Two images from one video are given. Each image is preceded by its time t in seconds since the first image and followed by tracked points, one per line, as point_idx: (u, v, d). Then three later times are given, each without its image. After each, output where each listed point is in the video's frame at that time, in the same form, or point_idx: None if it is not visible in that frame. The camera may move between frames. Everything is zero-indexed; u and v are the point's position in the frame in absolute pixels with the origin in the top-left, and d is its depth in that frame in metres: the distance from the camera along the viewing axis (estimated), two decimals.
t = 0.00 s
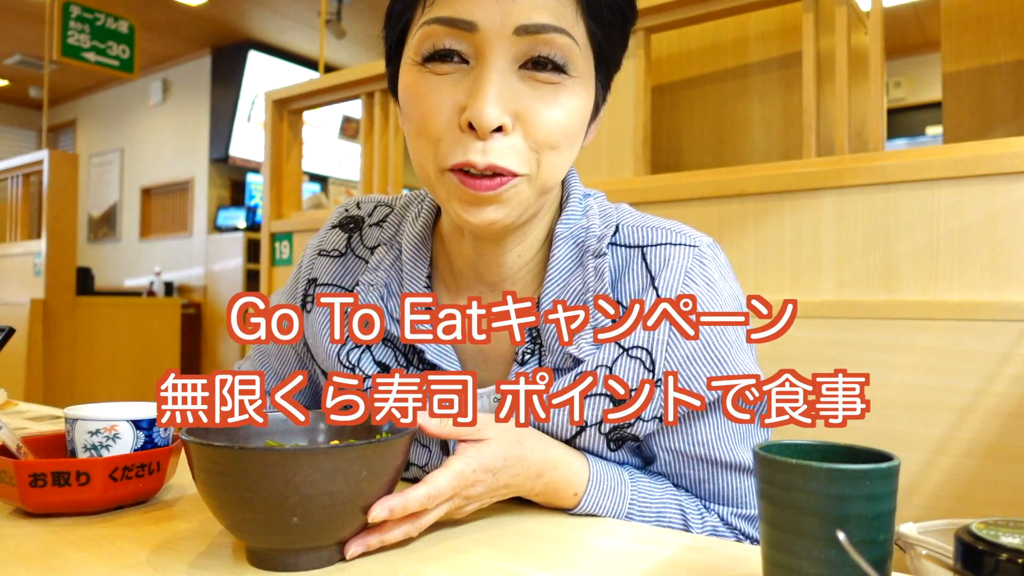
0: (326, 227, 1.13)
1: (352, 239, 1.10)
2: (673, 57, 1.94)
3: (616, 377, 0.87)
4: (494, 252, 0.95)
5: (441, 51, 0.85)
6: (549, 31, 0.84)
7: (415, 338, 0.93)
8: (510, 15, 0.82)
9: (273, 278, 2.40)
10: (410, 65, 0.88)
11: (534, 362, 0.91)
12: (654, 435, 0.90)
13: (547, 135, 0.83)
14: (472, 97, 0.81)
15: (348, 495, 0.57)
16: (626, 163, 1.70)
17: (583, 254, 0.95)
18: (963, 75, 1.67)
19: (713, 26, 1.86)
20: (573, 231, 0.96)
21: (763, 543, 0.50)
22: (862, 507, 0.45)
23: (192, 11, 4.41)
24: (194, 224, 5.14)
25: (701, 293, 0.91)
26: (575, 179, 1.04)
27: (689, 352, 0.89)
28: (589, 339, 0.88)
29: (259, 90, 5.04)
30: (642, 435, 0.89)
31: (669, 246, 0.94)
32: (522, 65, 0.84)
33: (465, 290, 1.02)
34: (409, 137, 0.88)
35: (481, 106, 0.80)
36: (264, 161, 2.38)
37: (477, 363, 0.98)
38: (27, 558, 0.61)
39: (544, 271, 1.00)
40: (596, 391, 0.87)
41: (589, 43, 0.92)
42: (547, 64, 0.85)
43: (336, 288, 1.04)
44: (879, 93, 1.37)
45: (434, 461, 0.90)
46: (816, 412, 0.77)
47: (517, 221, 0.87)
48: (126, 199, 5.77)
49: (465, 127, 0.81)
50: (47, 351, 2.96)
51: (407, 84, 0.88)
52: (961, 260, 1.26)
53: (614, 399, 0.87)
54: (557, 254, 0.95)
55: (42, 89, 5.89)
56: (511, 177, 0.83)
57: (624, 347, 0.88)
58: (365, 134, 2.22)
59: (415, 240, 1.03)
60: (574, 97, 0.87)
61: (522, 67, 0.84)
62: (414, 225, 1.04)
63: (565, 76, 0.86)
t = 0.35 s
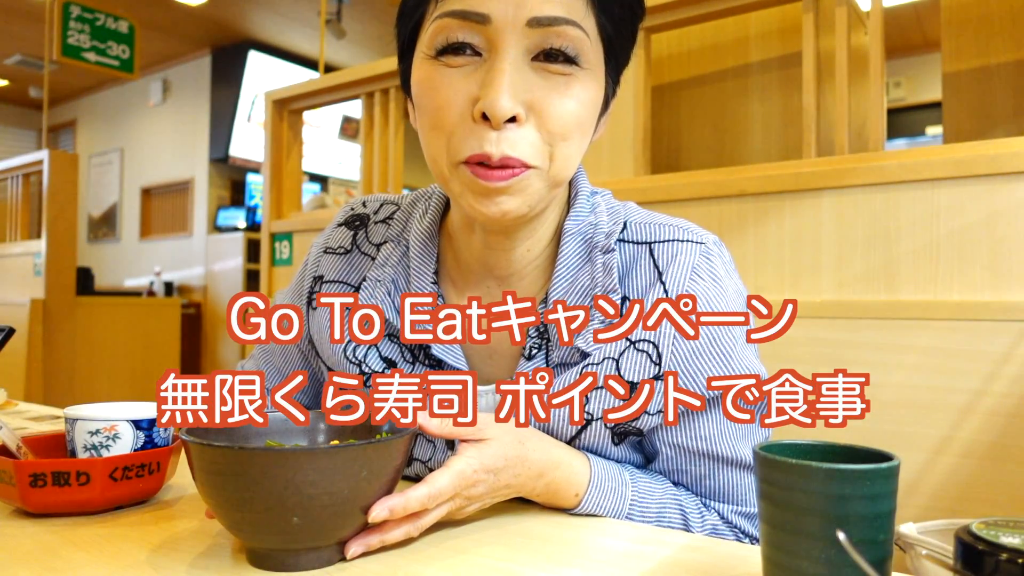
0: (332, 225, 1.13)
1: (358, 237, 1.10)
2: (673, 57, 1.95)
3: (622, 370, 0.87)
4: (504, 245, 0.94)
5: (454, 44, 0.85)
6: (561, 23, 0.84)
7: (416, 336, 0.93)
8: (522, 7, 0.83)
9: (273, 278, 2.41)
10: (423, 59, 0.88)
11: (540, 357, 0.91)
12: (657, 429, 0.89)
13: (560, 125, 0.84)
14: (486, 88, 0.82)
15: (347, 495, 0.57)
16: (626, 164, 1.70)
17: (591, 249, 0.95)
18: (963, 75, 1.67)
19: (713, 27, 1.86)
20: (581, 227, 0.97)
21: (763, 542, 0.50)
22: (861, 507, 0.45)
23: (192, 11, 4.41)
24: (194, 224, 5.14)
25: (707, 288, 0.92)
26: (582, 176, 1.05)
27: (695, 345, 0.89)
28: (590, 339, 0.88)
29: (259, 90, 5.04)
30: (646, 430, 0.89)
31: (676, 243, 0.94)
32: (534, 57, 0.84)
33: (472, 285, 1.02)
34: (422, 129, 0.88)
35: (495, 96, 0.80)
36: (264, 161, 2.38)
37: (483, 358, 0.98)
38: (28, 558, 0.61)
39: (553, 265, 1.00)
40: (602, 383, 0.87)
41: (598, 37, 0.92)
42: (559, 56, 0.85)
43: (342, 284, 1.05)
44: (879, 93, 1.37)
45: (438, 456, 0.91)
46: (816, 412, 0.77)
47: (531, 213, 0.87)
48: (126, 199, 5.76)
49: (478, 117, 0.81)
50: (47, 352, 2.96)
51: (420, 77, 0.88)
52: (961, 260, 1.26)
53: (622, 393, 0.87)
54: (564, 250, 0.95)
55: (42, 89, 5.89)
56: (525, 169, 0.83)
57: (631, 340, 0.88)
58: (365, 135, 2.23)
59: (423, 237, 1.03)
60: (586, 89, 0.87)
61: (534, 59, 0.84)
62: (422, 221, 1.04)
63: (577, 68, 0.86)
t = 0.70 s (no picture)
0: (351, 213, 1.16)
1: (375, 223, 1.12)
2: (672, 57, 1.95)
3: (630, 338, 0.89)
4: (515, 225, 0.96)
5: (459, 39, 0.88)
6: (558, 16, 0.86)
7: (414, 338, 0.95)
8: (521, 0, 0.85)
9: (273, 278, 2.41)
10: (431, 56, 0.91)
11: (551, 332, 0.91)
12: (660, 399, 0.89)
13: (563, 111, 0.87)
14: (490, 80, 0.84)
15: (344, 497, 0.57)
16: (626, 164, 1.70)
17: (600, 228, 0.97)
18: (963, 75, 1.67)
19: (713, 27, 1.86)
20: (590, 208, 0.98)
21: (762, 542, 0.50)
22: (862, 507, 0.45)
23: (192, 11, 4.40)
24: (194, 223, 5.14)
25: (711, 264, 0.93)
26: (590, 160, 1.07)
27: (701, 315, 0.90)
28: (589, 340, 0.89)
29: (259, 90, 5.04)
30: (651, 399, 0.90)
31: (682, 223, 0.95)
32: (534, 48, 0.86)
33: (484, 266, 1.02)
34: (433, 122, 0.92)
35: (499, 86, 0.83)
36: (264, 161, 2.38)
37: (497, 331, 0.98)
38: (27, 558, 0.61)
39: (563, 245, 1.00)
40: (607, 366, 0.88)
41: (596, 26, 0.93)
42: (560, 46, 0.87)
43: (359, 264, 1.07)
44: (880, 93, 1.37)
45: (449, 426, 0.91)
46: (816, 412, 0.77)
47: (539, 194, 0.90)
48: (126, 199, 5.76)
49: (485, 107, 0.84)
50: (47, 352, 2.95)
51: (429, 73, 0.90)
52: (961, 260, 1.26)
53: (628, 357, 0.89)
54: (575, 231, 0.96)
55: (42, 89, 5.89)
56: (535, 152, 0.87)
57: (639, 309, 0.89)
58: (365, 135, 2.23)
59: (437, 220, 1.05)
60: (587, 76, 0.89)
61: (535, 50, 0.86)
62: (437, 204, 1.06)
63: (577, 56, 0.88)
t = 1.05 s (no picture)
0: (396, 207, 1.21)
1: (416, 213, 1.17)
2: (673, 57, 1.95)
3: (645, 283, 0.93)
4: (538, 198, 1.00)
5: (479, 45, 0.92)
6: (562, 22, 0.89)
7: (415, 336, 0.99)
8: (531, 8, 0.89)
9: (273, 278, 2.41)
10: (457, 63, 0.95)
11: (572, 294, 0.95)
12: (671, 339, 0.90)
13: (574, 103, 0.89)
14: (508, 77, 0.88)
15: (347, 496, 0.57)
16: (626, 164, 1.70)
17: (619, 206, 1.01)
18: (963, 75, 1.67)
19: (713, 27, 1.86)
20: (610, 189, 1.03)
21: (762, 542, 0.50)
22: (862, 508, 0.44)
23: (191, 11, 4.40)
24: (194, 223, 5.14)
25: (717, 231, 0.96)
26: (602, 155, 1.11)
27: (711, 267, 0.93)
28: (590, 339, 0.91)
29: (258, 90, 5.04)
30: (662, 338, 0.91)
31: (693, 204, 1.00)
32: (544, 51, 0.90)
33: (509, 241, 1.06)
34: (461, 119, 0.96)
35: (516, 81, 0.87)
36: (264, 161, 2.38)
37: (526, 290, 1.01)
38: (26, 558, 0.61)
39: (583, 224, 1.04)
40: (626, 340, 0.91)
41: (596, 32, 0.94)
42: (567, 48, 0.90)
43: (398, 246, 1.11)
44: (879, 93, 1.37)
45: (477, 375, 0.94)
46: (817, 412, 0.78)
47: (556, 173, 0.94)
48: (126, 198, 5.76)
49: (506, 101, 0.88)
50: (47, 352, 2.95)
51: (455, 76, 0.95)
52: (961, 260, 1.26)
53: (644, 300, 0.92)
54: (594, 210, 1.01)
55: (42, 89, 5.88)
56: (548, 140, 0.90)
57: (654, 261, 0.94)
58: (365, 135, 2.23)
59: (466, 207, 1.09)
60: (591, 73, 0.90)
61: (544, 52, 0.90)
62: (466, 193, 1.11)
63: (583, 56, 0.90)
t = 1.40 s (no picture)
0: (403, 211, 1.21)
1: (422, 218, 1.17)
2: (673, 56, 1.95)
3: (638, 286, 0.92)
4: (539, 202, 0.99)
5: (490, 41, 0.92)
6: (571, 22, 0.89)
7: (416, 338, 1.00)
8: (542, 8, 0.90)
9: (273, 278, 2.41)
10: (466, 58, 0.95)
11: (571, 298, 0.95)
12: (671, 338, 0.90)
13: (579, 102, 0.89)
14: (516, 73, 0.89)
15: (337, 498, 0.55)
16: (626, 163, 1.70)
17: (617, 210, 1.00)
18: (964, 74, 1.67)
19: (713, 26, 1.86)
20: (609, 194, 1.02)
21: (762, 543, 0.49)
22: (863, 508, 0.44)
23: (191, 11, 4.40)
24: (194, 223, 5.14)
25: (713, 230, 0.95)
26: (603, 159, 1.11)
27: (703, 264, 0.92)
28: (590, 338, 0.91)
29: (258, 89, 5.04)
30: (661, 338, 0.91)
31: (688, 206, 0.99)
32: (551, 50, 0.90)
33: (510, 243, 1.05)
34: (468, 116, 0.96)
35: (524, 76, 0.87)
36: (264, 160, 2.38)
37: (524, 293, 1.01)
38: (26, 558, 0.61)
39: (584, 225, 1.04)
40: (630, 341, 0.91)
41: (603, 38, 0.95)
42: (575, 48, 0.90)
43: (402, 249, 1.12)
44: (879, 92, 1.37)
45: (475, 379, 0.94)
46: (815, 413, 0.79)
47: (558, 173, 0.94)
48: (126, 198, 5.76)
49: (513, 95, 0.88)
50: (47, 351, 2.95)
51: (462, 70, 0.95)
52: (961, 260, 1.26)
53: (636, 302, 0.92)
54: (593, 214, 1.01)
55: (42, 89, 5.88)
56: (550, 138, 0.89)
57: (647, 262, 0.94)
58: (365, 135, 2.22)
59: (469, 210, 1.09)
60: (596, 72, 0.90)
61: (552, 50, 0.90)
62: (469, 197, 1.11)
63: (590, 56, 0.91)
